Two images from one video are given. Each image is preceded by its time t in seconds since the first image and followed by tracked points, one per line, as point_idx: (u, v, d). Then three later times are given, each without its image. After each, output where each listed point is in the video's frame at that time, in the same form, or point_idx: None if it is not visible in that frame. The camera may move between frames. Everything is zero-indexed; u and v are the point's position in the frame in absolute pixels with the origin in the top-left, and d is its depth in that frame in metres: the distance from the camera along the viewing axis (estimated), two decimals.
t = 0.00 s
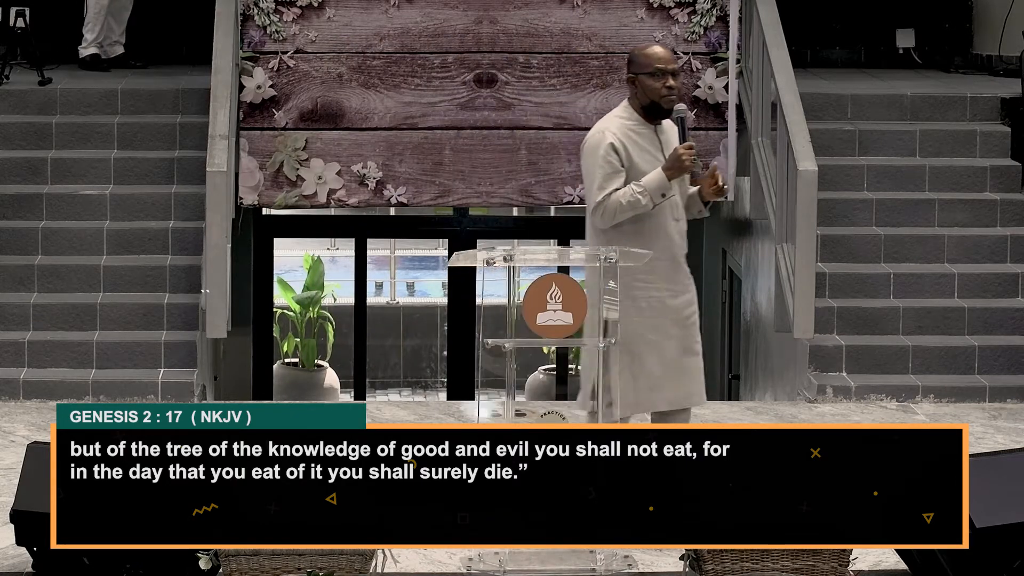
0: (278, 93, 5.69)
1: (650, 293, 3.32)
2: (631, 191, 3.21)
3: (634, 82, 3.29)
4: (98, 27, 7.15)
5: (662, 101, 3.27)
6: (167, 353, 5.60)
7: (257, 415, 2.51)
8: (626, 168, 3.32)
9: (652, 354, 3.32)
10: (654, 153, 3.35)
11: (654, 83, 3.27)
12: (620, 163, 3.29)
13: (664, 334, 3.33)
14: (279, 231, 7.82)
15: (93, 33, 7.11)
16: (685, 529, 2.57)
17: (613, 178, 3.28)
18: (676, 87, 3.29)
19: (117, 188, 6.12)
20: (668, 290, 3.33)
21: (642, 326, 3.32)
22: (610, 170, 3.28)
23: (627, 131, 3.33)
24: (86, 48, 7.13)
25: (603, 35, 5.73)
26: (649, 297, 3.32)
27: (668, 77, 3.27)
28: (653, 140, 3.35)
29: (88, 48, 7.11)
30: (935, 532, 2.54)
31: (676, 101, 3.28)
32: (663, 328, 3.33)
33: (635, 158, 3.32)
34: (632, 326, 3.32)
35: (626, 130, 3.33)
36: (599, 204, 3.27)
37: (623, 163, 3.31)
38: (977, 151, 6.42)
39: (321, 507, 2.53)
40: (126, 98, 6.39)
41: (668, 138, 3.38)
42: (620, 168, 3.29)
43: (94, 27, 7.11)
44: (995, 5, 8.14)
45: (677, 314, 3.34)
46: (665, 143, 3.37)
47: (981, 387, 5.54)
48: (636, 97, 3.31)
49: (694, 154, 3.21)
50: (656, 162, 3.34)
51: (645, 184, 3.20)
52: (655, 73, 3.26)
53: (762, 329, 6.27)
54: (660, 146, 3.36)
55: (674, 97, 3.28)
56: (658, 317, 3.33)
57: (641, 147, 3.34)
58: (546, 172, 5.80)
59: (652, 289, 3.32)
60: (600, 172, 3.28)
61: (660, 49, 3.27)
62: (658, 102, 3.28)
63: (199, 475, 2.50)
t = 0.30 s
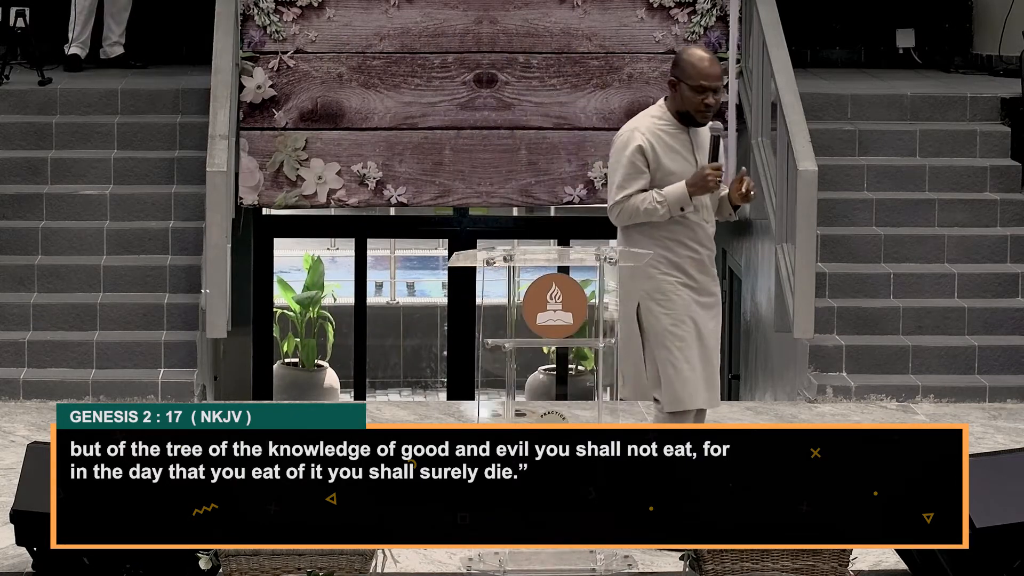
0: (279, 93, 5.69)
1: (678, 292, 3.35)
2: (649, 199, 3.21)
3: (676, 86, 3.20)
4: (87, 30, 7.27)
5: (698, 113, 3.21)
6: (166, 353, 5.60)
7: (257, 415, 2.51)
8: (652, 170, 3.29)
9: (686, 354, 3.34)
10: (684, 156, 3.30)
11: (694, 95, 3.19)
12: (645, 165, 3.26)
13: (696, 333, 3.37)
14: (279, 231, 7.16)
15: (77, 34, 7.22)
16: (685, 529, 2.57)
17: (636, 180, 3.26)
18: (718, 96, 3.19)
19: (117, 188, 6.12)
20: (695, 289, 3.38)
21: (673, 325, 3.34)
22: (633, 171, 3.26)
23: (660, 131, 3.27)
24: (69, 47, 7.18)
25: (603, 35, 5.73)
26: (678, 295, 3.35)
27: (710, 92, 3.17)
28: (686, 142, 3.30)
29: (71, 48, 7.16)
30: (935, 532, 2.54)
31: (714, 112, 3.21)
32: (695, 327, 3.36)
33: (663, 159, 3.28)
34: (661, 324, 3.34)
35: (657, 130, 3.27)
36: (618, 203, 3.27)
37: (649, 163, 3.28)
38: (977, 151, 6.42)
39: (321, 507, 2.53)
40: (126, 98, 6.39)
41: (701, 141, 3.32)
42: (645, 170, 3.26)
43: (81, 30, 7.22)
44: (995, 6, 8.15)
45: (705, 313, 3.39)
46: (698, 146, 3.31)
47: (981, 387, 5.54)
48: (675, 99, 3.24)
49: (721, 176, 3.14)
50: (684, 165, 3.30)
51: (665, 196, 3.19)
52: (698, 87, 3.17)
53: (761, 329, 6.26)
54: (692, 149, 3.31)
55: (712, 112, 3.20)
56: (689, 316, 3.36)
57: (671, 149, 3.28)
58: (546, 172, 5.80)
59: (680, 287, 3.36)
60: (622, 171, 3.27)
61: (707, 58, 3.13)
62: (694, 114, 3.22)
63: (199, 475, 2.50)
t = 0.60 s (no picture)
0: (279, 93, 5.69)
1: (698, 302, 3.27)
2: (673, 209, 3.14)
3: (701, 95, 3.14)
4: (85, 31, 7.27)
5: (723, 123, 3.14)
6: (166, 352, 5.60)
7: (257, 415, 2.50)
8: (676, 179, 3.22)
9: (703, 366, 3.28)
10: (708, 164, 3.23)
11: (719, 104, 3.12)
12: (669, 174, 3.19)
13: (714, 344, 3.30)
14: (279, 231, 6.95)
15: (74, 35, 7.21)
16: (685, 529, 2.57)
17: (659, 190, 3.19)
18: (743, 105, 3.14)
19: (117, 188, 6.12)
20: (716, 300, 3.29)
21: (689, 338, 3.28)
22: (657, 181, 3.19)
23: (684, 138, 3.21)
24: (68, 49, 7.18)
25: (603, 35, 5.73)
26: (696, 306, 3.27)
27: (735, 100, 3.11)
28: (711, 150, 3.23)
29: (70, 49, 7.17)
30: (935, 532, 2.54)
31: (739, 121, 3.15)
32: (712, 339, 3.30)
33: (687, 168, 3.21)
34: (677, 336, 3.28)
35: (681, 137, 3.21)
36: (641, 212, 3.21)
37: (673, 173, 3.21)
38: (977, 151, 6.42)
39: (321, 507, 2.53)
40: (126, 98, 6.39)
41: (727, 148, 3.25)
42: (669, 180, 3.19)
43: (80, 32, 7.23)
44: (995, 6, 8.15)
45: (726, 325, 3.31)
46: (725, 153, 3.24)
47: (981, 387, 5.54)
48: (700, 108, 3.18)
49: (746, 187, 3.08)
50: (708, 174, 3.23)
51: (689, 206, 3.12)
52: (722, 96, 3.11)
53: (761, 328, 6.26)
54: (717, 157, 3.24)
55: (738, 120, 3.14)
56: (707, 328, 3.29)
57: (694, 157, 3.21)
58: (546, 172, 5.80)
59: (701, 297, 3.27)
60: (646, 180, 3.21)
61: (732, 65, 3.09)
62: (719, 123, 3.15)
63: (199, 475, 2.50)
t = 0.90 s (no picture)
0: (279, 93, 5.69)
1: (720, 304, 3.25)
2: (693, 209, 3.12)
3: (713, 93, 3.12)
4: (83, 30, 7.26)
5: (737, 118, 3.11)
6: (166, 352, 5.60)
7: (257, 415, 2.50)
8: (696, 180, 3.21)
9: (723, 367, 3.27)
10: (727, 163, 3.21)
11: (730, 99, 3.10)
12: (688, 175, 3.18)
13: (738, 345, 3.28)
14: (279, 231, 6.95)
15: (71, 35, 7.19)
16: (685, 528, 2.57)
17: (680, 192, 3.18)
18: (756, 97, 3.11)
19: (117, 188, 6.11)
20: (739, 300, 3.26)
21: (711, 339, 3.26)
22: (677, 183, 3.18)
23: (700, 139, 3.19)
24: (67, 49, 7.17)
25: (603, 35, 5.73)
26: (717, 307, 3.25)
27: (745, 93, 3.09)
28: (730, 149, 3.21)
29: (69, 50, 7.16)
30: (935, 532, 2.54)
31: (753, 116, 3.12)
32: (736, 340, 3.27)
33: (706, 169, 3.20)
34: (698, 339, 3.27)
35: (698, 138, 3.19)
36: (664, 216, 3.20)
37: (693, 175, 3.20)
38: (977, 151, 6.42)
39: (321, 507, 2.53)
40: (126, 98, 6.39)
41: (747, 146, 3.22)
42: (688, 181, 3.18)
43: (77, 32, 7.21)
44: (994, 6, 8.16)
45: (750, 326, 3.28)
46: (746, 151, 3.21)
47: (981, 387, 5.54)
48: (714, 107, 3.16)
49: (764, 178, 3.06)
50: (727, 173, 3.20)
51: (709, 204, 3.10)
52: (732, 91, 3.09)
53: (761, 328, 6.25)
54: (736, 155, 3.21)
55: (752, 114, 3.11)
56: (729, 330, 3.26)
57: (711, 157, 3.20)
58: (546, 172, 5.80)
59: (724, 299, 3.25)
60: (665, 184, 3.20)
61: (740, 60, 3.07)
62: (734, 119, 3.12)
63: (199, 475, 2.50)
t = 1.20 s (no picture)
0: (279, 93, 5.69)
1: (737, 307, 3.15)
2: (697, 203, 3.06)
3: (717, 88, 3.10)
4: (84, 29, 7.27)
5: (740, 109, 3.07)
6: (166, 352, 5.60)
7: (256, 415, 2.50)
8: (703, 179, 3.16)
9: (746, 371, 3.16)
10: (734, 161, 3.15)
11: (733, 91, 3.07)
12: (694, 172, 3.15)
13: (761, 347, 3.17)
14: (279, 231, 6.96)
15: (71, 35, 7.19)
16: (685, 529, 2.57)
17: (685, 189, 3.14)
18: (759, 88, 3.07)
19: (117, 188, 6.11)
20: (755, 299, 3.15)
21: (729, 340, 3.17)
22: (682, 180, 3.15)
23: (706, 137, 3.16)
24: (67, 49, 7.18)
25: (603, 35, 5.73)
26: (735, 311, 3.15)
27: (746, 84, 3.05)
28: (738, 147, 3.16)
29: (69, 50, 7.17)
30: (935, 532, 2.54)
31: (757, 107, 3.07)
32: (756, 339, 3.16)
33: (712, 167, 3.16)
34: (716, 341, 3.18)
35: (704, 136, 3.16)
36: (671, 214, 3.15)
37: (700, 173, 3.16)
38: (977, 151, 6.42)
39: (321, 507, 2.53)
40: (126, 98, 6.39)
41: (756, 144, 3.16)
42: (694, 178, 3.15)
43: (77, 31, 7.22)
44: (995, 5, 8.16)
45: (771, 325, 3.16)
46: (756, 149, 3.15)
47: (981, 387, 5.54)
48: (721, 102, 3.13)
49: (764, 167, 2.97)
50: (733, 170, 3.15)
51: (711, 197, 3.03)
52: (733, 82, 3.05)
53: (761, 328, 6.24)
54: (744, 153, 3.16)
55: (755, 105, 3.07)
56: (750, 333, 3.16)
57: (718, 155, 3.16)
58: (546, 172, 5.80)
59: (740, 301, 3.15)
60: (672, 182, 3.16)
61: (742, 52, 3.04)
62: (737, 111, 3.08)
63: (199, 475, 2.50)
